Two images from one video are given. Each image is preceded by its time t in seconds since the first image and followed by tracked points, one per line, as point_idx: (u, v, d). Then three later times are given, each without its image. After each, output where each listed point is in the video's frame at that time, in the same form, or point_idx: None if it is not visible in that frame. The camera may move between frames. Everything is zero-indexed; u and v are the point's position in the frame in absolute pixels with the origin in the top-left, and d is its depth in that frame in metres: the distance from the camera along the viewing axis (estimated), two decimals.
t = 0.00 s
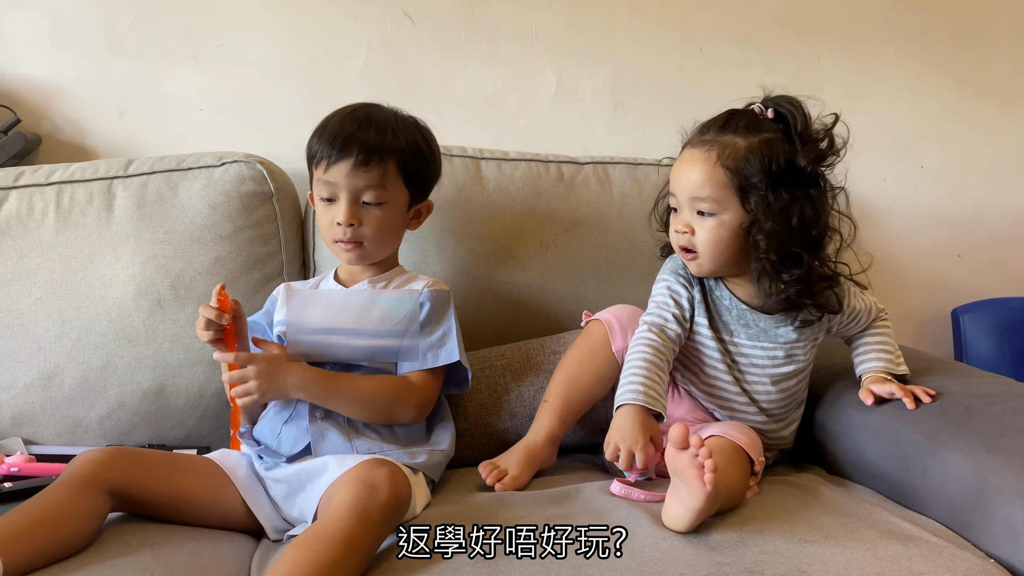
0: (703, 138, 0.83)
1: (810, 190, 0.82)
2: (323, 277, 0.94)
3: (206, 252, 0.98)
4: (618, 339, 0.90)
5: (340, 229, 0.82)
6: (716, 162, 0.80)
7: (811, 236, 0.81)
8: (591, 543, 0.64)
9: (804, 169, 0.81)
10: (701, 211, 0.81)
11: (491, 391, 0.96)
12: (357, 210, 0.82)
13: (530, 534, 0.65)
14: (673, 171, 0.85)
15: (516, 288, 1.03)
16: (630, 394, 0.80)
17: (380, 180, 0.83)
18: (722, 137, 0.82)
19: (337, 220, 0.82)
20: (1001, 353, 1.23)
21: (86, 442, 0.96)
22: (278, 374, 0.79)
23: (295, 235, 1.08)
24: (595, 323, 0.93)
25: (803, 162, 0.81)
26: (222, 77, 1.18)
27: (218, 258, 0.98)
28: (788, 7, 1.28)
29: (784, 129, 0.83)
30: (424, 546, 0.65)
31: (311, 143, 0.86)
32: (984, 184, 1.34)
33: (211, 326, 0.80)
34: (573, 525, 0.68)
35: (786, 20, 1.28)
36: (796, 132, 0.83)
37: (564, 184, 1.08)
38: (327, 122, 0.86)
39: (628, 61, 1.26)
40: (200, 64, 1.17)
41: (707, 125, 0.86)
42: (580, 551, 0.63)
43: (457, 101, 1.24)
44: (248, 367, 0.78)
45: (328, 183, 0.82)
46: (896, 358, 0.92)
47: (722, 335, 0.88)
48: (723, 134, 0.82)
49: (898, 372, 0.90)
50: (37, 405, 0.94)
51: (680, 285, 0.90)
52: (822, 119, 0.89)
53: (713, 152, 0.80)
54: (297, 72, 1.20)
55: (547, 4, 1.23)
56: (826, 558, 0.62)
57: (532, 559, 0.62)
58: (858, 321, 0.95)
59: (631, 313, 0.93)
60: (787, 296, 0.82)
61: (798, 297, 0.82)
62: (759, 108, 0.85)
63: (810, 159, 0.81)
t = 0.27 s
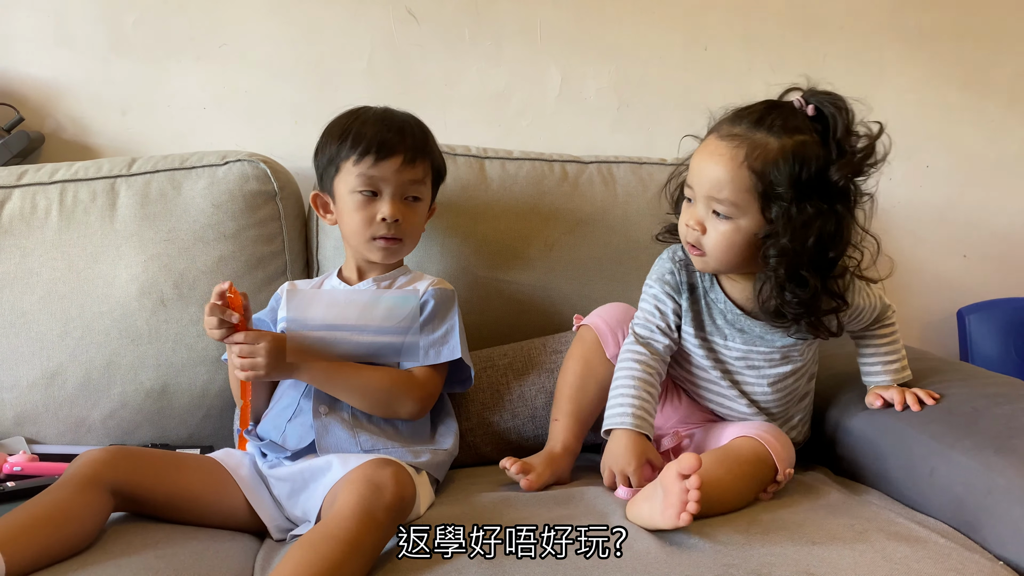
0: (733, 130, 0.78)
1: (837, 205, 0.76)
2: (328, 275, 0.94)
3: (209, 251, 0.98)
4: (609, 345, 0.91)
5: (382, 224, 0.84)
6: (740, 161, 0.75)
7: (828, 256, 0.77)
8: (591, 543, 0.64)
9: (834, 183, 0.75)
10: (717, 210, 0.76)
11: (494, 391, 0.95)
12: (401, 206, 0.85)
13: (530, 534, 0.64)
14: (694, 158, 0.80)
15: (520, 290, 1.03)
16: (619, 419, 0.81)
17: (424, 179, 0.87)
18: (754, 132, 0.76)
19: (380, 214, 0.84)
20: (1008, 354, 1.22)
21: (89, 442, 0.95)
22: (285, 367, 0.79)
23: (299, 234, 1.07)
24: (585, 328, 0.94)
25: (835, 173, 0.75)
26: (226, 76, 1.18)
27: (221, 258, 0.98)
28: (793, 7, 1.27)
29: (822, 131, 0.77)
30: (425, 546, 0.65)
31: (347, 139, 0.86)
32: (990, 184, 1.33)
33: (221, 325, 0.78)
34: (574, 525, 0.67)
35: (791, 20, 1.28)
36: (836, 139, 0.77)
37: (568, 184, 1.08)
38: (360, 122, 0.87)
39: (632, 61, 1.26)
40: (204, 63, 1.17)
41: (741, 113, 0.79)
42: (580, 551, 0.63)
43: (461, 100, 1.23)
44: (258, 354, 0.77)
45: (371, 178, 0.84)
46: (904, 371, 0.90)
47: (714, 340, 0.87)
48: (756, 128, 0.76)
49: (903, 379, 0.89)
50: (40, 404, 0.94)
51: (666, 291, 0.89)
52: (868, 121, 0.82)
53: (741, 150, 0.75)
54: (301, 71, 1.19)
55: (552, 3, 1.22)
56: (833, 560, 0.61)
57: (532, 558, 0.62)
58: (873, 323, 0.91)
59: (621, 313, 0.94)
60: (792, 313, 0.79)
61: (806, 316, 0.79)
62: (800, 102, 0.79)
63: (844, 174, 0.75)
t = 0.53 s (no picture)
0: (781, 128, 0.74)
1: (883, 217, 0.74)
2: (330, 274, 0.94)
3: (210, 250, 0.97)
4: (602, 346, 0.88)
5: (408, 219, 0.86)
6: (785, 163, 0.71)
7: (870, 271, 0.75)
8: (591, 543, 0.63)
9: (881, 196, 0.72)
10: (749, 210, 0.73)
11: (495, 391, 0.95)
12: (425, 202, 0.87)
13: (530, 534, 0.64)
14: (734, 152, 0.76)
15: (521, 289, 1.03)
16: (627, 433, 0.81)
17: (440, 175, 0.90)
18: (802, 133, 0.73)
19: (406, 209, 0.85)
20: (1010, 355, 1.22)
21: (90, 441, 0.95)
22: (290, 372, 0.78)
23: (301, 234, 1.07)
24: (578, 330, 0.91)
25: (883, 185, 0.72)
26: (227, 75, 1.18)
27: (222, 257, 0.98)
28: (795, 6, 1.27)
29: (875, 138, 0.74)
30: (424, 546, 0.64)
31: (366, 137, 0.87)
32: (993, 184, 1.33)
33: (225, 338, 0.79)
34: (573, 526, 0.67)
35: (794, 19, 1.27)
36: (887, 147, 0.74)
37: (570, 184, 1.07)
38: (376, 121, 0.89)
39: (634, 60, 1.25)
40: (205, 62, 1.17)
41: (789, 109, 0.76)
42: (580, 551, 0.63)
43: (463, 100, 1.23)
44: (263, 364, 0.78)
45: (395, 173, 0.86)
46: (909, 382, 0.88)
47: (732, 341, 0.85)
48: (805, 129, 0.73)
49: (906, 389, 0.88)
50: (41, 404, 0.94)
51: (678, 291, 0.85)
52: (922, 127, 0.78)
53: (789, 152, 0.72)
54: (302, 70, 1.19)
55: (553, 3, 1.22)
56: (837, 563, 0.61)
57: (532, 559, 0.62)
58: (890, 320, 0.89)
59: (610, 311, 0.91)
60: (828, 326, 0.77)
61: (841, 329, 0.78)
62: (855, 103, 0.75)
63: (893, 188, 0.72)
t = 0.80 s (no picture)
0: (785, 98, 0.73)
1: (892, 186, 0.72)
2: (333, 271, 0.94)
3: (213, 249, 0.97)
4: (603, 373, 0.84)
5: (416, 218, 0.86)
6: (792, 133, 0.70)
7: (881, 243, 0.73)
8: (591, 543, 0.63)
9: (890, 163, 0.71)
10: (756, 186, 0.72)
11: (498, 390, 0.95)
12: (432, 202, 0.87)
13: (531, 534, 0.64)
14: (737, 127, 0.75)
15: (524, 288, 1.03)
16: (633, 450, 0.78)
17: (447, 174, 0.90)
18: (806, 102, 0.72)
19: (414, 208, 0.85)
20: (1014, 354, 1.22)
21: (93, 440, 0.95)
22: (294, 370, 0.79)
23: (303, 232, 1.07)
24: (574, 352, 0.87)
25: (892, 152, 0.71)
26: (230, 74, 1.18)
27: (225, 256, 0.98)
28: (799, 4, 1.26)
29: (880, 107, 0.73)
30: (425, 546, 0.64)
31: (373, 137, 0.87)
32: (997, 183, 1.32)
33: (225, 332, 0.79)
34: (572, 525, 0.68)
35: (798, 17, 1.27)
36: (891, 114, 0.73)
37: (573, 182, 1.07)
38: (382, 120, 0.88)
39: (637, 59, 1.25)
40: (207, 60, 1.17)
41: (791, 80, 0.75)
42: (580, 551, 0.63)
43: (465, 98, 1.23)
44: (266, 360, 0.78)
45: (403, 172, 0.85)
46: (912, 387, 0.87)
47: (741, 330, 0.83)
48: (809, 99, 0.72)
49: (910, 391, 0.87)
50: (44, 402, 0.94)
51: (688, 286, 0.81)
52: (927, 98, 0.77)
53: (794, 121, 0.71)
54: (305, 69, 1.19)
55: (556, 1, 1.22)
56: (842, 563, 0.61)
57: (533, 559, 0.62)
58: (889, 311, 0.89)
59: (608, 331, 0.85)
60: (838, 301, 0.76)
61: (853, 304, 0.76)
62: (857, 72, 0.74)
63: (901, 154, 0.71)
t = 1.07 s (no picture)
0: (761, 70, 0.73)
1: (866, 162, 0.72)
2: (335, 271, 0.94)
3: (215, 248, 0.97)
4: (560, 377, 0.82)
5: (414, 222, 0.86)
6: (763, 106, 0.71)
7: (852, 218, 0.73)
8: (591, 543, 0.63)
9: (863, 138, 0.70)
10: (731, 157, 0.72)
11: (500, 389, 0.95)
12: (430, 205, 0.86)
13: (530, 534, 0.64)
14: (714, 100, 0.75)
15: (524, 288, 1.03)
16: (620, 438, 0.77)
17: (447, 177, 0.90)
18: (781, 76, 0.72)
19: (412, 212, 0.85)
20: (1016, 353, 1.22)
21: (95, 439, 0.95)
22: (296, 373, 0.79)
23: (305, 231, 1.07)
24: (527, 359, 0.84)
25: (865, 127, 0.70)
26: (231, 73, 1.18)
27: (226, 255, 0.98)
28: (801, 4, 1.26)
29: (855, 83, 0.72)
30: (424, 546, 0.64)
31: (372, 137, 0.86)
32: (999, 182, 1.32)
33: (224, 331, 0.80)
34: (572, 526, 0.68)
35: (800, 17, 1.26)
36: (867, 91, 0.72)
37: (574, 182, 1.07)
38: (383, 120, 0.88)
39: (639, 58, 1.25)
40: (209, 60, 1.17)
41: (769, 54, 0.75)
42: (580, 551, 0.63)
43: (466, 98, 1.23)
44: (269, 362, 0.78)
45: (402, 175, 0.85)
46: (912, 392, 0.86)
47: (726, 308, 0.83)
48: (783, 72, 0.72)
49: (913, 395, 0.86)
50: (46, 401, 0.94)
51: (676, 259, 0.82)
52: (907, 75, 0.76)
53: (767, 93, 0.71)
54: (307, 68, 1.19)
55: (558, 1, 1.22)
56: (844, 563, 0.61)
57: (532, 559, 0.62)
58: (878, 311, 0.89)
59: (552, 336, 0.82)
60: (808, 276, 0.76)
61: (825, 279, 0.75)
62: (836, 49, 0.74)
63: (871, 129, 0.70)
